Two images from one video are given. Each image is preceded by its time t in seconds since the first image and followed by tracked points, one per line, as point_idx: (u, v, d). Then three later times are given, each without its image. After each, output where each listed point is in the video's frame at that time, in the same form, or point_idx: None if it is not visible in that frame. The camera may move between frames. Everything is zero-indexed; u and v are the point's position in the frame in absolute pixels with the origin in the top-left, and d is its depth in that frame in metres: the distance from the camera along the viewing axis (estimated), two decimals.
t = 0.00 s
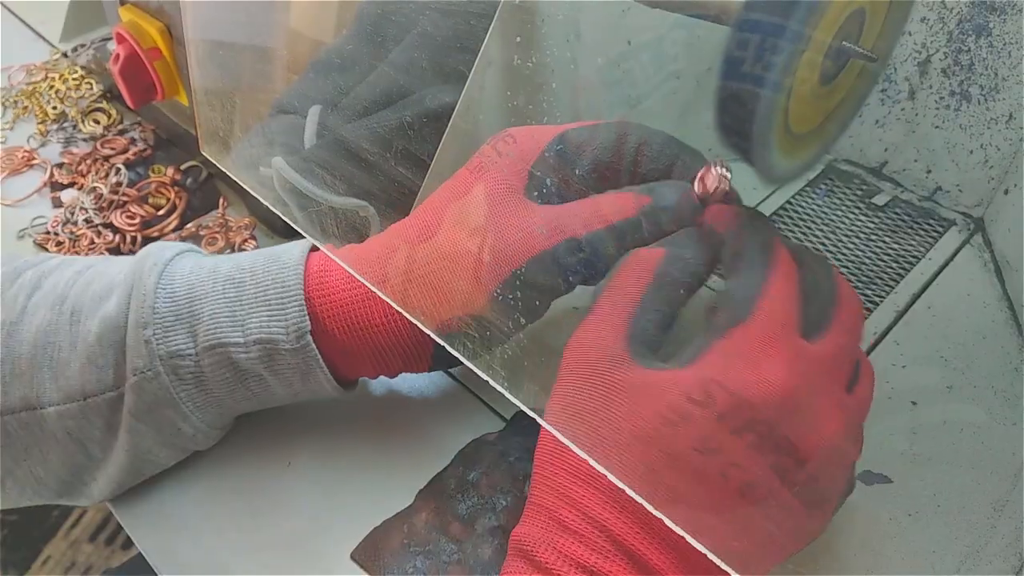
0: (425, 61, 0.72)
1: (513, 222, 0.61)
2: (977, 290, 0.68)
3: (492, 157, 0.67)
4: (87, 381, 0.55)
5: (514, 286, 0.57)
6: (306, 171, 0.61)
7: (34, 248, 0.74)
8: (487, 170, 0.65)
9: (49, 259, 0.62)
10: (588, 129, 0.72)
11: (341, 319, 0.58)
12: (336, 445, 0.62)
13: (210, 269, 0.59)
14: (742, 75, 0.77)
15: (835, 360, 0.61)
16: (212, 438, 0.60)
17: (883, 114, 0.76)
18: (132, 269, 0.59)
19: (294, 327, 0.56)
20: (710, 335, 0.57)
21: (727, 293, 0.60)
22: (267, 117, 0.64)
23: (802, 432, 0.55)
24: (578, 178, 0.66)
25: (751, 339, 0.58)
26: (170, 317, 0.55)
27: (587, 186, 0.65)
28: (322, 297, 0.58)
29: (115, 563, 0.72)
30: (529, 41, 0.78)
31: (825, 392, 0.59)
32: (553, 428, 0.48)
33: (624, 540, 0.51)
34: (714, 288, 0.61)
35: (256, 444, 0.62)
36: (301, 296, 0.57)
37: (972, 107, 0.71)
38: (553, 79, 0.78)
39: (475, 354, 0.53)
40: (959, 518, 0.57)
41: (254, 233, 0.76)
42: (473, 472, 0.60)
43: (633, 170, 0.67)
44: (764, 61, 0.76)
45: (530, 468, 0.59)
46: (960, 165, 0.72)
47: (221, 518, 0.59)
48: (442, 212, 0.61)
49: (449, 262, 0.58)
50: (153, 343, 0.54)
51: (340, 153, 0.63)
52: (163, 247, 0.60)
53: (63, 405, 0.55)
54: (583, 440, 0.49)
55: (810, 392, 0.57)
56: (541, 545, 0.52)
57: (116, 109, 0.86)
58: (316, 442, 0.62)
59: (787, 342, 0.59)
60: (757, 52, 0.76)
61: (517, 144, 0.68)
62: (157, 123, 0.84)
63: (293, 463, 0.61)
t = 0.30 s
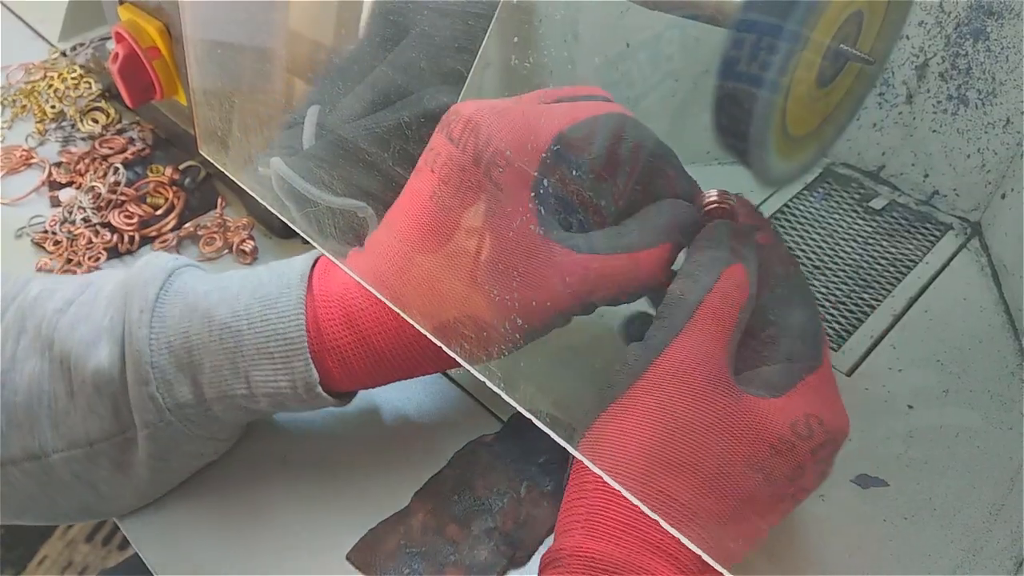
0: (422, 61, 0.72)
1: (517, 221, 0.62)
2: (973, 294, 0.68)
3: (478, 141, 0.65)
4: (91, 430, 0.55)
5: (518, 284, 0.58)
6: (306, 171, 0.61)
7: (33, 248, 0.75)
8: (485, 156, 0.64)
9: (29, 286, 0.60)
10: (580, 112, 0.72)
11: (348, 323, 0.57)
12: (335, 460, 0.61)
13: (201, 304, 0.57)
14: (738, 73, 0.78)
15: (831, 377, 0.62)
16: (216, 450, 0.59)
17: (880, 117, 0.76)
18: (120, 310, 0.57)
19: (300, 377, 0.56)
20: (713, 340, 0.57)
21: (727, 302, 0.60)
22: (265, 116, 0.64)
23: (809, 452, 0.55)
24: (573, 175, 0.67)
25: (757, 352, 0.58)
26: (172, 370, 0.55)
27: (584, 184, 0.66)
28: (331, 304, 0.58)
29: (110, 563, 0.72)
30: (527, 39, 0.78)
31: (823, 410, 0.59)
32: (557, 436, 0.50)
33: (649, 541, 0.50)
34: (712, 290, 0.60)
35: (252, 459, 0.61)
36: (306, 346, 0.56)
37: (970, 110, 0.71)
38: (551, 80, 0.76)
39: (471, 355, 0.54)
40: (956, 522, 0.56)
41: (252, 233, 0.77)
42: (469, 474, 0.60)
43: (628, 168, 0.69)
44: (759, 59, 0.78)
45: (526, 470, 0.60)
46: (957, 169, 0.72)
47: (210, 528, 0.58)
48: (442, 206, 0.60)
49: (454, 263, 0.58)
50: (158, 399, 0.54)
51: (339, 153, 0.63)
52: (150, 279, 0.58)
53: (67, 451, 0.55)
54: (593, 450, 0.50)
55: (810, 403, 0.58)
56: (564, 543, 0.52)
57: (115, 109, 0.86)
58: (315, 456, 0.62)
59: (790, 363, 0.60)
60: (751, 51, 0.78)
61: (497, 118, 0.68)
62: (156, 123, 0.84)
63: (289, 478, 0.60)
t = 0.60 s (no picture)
0: (426, 63, 0.70)
1: (519, 219, 0.61)
2: (976, 295, 0.68)
3: (515, 143, 0.65)
4: (129, 457, 0.53)
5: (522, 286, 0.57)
6: (308, 173, 0.62)
7: (38, 247, 0.75)
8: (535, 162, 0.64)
9: (62, 312, 0.58)
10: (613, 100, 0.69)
11: (391, 335, 0.54)
12: (345, 477, 0.61)
13: (247, 321, 0.54)
14: (740, 74, 0.77)
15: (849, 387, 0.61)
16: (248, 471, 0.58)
17: (883, 119, 0.76)
18: (161, 331, 0.54)
19: (354, 401, 0.53)
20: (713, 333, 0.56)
21: (747, 301, 0.58)
22: (268, 116, 0.65)
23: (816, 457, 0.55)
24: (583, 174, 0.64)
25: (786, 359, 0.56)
26: (219, 391, 0.52)
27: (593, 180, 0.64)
28: (388, 320, 0.55)
29: (115, 561, 0.72)
30: (529, 42, 0.76)
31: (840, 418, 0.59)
32: (561, 437, 0.49)
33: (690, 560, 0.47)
34: (732, 290, 0.58)
35: (283, 483, 0.61)
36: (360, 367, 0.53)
37: (973, 112, 0.72)
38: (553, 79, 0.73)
39: (472, 355, 0.53)
40: (957, 522, 0.57)
41: (256, 234, 0.77)
42: (468, 472, 0.60)
43: (630, 168, 0.66)
44: (761, 60, 0.78)
45: (522, 468, 0.60)
46: (960, 171, 0.72)
47: (233, 554, 0.57)
48: (489, 219, 0.60)
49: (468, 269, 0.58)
50: (206, 422, 0.52)
51: (342, 153, 0.63)
52: (194, 300, 0.55)
53: (104, 480, 0.53)
54: (624, 464, 0.48)
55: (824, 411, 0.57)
56: (601, 553, 0.48)
57: (120, 109, 0.87)
58: (345, 475, 0.61)
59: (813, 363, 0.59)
60: (754, 51, 0.78)
61: (534, 115, 0.67)
62: (160, 123, 0.85)
63: (317, 501, 0.60)
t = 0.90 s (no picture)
0: (429, 61, 0.70)
1: (528, 215, 0.60)
2: (977, 295, 0.69)
3: (492, 147, 0.63)
4: (121, 466, 0.52)
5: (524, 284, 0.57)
6: (312, 173, 0.62)
7: (38, 245, 0.75)
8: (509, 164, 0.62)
9: (59, 316, 0.58)
10: (588, 92, 0.67)
11: (378, 341, 0.55)
12: (342, 478, 0.61)
13: (240, 329, 0.54)
14: (745, 75, 0.77)
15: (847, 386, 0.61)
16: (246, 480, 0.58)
17: (884, 119, 0.76)
18: (155, 338, 0.54)
19: (345, 410, 0.53)
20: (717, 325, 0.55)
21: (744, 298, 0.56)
22: (270, 114, 0.65)
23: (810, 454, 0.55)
24: (583, 172, 0.63)
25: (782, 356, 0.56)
26: (209, 400, 0.52)
27: (592, 180, 0.63)
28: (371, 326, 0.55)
29: (115, 561, 0.72)
30: (534, 37, 0.75)
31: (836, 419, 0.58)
32: (563, 436, 0.49)
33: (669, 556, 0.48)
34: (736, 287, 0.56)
35: (285, 488, 0.60)
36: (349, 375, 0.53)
37: (974, 112, 0.72)
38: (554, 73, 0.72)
39: (476, 354, 0.53)
40: (957, 521, 0.57)
41: (257, 232, 0.77)
42: (467, 471, 0.60)
43: (635, 165, 0.65)
44: (766, 60, 0.77)
45: (523, 467, 0.60)
46: (961, 171, 0.72)
47: (232, 558, 0.56)
48: (473, 222, 0.59)
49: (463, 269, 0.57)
50: (196, 430, 0.51)
51: (343, 151, 0.64)
52: (188, 309, 0.55)
53: (96, 488, 0.52)
54: (618, 454, 0.48)
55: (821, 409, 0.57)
56: (580, 554, 0.50)
57: (120, 108, 0.87)
58: (345, 483, 0.61)
59: (811, 364, 0.58)
60: (759, 52, 0.77)
61: (507, 121, 0.65)
62: (161, 122, 0.84)
63: (318, 510, 0.59)
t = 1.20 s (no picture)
0: (434, 60, 0.70)
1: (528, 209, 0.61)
2: (981, 294, 0.68)
3: (495, 139, 0.65)
4: (133, 460, 0.52)
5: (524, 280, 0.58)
6: (317, 171, 0.62)
7: (43, 245, 0.75)
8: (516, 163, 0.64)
9: (68, 313, 0.57)
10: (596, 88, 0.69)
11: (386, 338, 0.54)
12: (344, 478, 0.61)
13: (250, 325, 0.54)
14: (748, 74, 0.78)
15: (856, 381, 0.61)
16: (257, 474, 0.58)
17: (888, 118, 0.76)
18: (163, 335, 0.53)
19: (356, 407, 0.53)
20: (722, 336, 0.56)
21: (733, 292, 0.58)
22: (274, 113, 0.65)
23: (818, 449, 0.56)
24: (585, 172, 0.66)
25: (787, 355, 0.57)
26: (221, 395, 0.52)
27: (595, 179, 0.65)
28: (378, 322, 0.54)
29: (118, 560, 0.72)
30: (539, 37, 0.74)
31: (845, 411, 0.59)
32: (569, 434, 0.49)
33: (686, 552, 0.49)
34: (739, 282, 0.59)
35: (288, 489, 0.60)
36: (362, 370, 0.53)
37: (977, 111, 0.72)
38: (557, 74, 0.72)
39: (480, 352, 0.53)
40: (961, 521, 0.56)
41: (260, 232, 0.77)
42: (470, 471, 0.60)
43: (640, 164, 0.67)
44: (768, 61, 0.78)
45: (526, 466, 0.60)
46: (965, 170, 0.73)
47: (235, 557, 0.57)
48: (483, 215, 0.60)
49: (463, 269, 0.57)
50: (208, 426, 0.52)
51: (347, 150, 0.63)
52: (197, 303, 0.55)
53: (108, 483, 0.52)
54: (623, 455, 0.49)
55: (830, 401, 0.57)
56: (600, 540, 0.51)
57: (124, 108, 0.87)
58: (353, 478, 0.61)
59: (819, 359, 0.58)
60: (761, 51, 0.78)
61: (517, 111, 0.67)
62: (164, 122, 0.84)
63: (323, 507, 0.60)
